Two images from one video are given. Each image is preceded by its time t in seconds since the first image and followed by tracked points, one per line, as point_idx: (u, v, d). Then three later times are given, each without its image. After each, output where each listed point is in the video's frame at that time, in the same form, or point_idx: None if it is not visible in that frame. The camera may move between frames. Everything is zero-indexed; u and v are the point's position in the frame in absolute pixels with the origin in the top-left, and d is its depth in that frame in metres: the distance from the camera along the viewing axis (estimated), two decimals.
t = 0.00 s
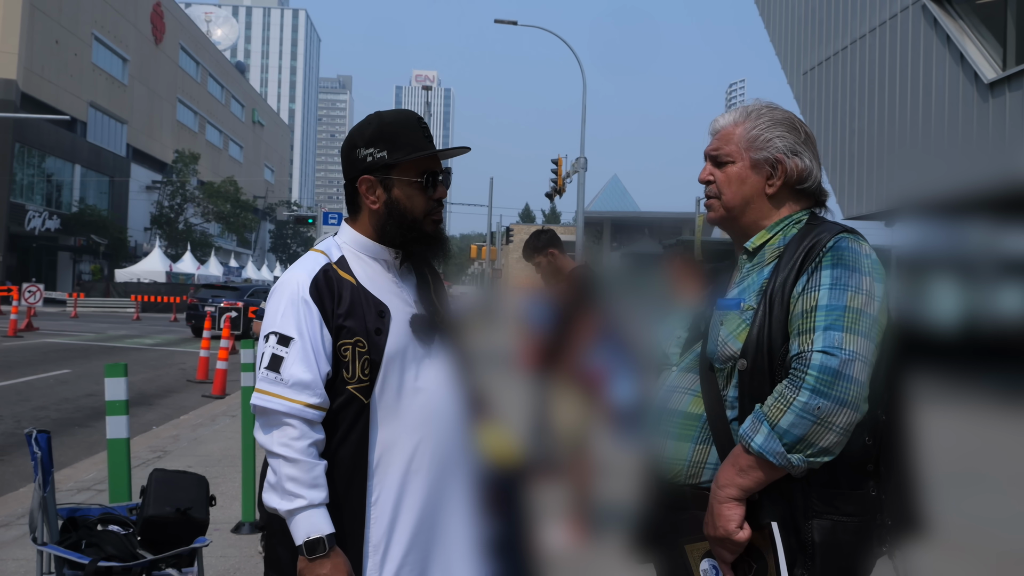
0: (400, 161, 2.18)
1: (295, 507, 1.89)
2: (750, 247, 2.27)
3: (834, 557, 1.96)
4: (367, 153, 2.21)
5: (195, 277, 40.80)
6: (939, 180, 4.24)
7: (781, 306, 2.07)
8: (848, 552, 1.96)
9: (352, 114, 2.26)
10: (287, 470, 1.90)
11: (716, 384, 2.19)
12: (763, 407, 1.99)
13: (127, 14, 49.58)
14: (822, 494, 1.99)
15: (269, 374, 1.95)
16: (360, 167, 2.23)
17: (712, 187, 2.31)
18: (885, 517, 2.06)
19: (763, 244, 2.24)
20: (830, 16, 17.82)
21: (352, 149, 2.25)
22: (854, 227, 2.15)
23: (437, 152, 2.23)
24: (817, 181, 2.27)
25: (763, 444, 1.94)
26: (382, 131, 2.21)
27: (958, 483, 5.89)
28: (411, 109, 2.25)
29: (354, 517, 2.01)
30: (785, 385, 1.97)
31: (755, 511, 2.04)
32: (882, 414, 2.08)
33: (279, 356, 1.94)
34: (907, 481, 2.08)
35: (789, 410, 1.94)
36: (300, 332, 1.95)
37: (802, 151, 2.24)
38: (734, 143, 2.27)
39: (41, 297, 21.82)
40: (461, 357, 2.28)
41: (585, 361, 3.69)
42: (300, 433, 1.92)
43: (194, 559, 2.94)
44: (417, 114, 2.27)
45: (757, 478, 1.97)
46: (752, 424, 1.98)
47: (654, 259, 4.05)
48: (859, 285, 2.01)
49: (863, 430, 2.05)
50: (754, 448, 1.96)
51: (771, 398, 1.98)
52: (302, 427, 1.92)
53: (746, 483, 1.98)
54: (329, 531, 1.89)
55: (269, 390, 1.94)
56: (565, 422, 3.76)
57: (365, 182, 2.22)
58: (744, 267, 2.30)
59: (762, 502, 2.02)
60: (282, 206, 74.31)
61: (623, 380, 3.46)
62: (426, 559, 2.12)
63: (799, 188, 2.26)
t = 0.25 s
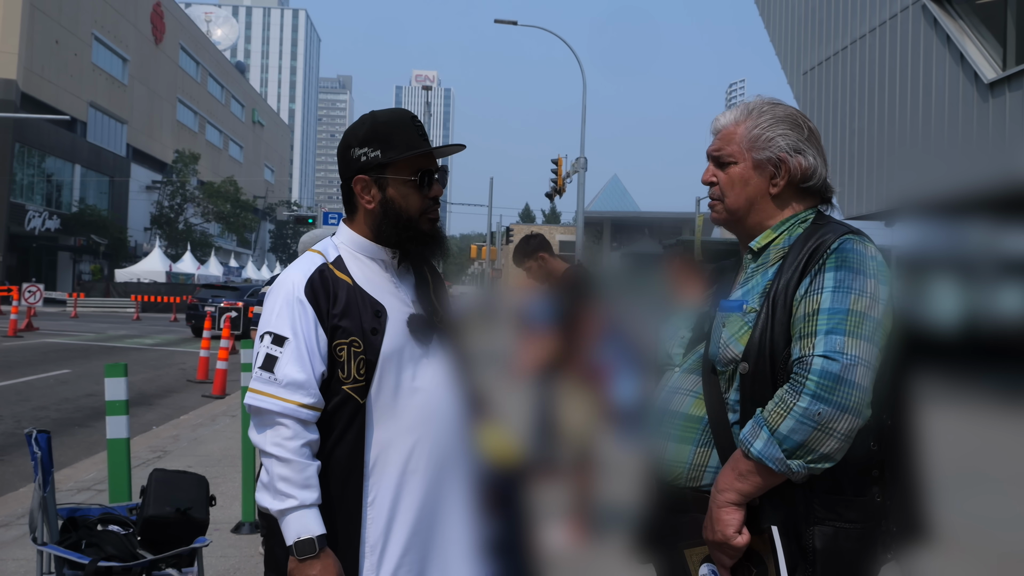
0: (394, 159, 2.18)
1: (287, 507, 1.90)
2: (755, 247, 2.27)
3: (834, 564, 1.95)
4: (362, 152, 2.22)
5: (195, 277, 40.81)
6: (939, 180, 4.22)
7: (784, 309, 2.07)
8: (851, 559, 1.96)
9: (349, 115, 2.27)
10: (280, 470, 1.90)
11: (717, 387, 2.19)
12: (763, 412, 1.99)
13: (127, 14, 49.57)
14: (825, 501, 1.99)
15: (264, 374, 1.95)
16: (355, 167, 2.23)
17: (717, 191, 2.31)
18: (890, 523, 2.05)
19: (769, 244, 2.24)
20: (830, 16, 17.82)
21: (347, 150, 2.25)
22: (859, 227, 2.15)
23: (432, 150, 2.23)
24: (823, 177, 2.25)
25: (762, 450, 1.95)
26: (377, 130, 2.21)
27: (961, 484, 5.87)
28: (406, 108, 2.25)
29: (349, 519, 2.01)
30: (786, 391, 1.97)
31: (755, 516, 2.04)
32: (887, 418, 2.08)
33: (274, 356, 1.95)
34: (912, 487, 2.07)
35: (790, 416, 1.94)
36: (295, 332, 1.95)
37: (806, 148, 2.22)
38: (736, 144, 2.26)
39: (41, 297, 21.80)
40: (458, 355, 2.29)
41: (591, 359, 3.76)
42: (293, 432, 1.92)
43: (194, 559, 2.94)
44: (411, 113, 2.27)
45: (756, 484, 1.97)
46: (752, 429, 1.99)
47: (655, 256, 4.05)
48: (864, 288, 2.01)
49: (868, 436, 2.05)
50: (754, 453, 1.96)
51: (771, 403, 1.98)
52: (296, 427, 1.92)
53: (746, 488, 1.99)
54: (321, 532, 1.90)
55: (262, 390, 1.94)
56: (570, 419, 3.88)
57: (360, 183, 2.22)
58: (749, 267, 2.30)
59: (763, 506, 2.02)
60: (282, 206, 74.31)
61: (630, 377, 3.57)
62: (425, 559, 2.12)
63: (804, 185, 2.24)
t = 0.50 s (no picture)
0: (390, 159, 2.18)
1: (284, 507, 1.90)
2: (758, 249, 2.27)
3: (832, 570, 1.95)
4: (358, 153, 2.22)
5: (195, 277, 40.82)
6: (938, 180, 4.22)
7: (785, 311, 2.07)
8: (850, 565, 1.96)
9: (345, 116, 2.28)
10: (277, 470, 1.90)
11: (718, 388, 2.19)
12: (764, 416, 1.99)
13: (127, 14, 49.54)
14: (825, 506, 1.99)
15: (260, 374, 1.95)
16: (351, 167, 2.23)
17: (718, 199, 2.32)
18: (892, 529, 2.05)
19: (772, 245, 2.24)
20: (830, 16, 17.82)
21: (344, 150, 2.26)
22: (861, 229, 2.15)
23: (428, 149, 2.22)
24: (823, 175, 2.25)
25: (763, 455, 1.95)
26: (372, 130, 2.22)
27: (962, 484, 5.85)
28: (402, 109, 2.26)
29: (346, 518, 2.02)
30: (786, 395, 1.97)
31: (753, 520, 2.04)
32: (889, 423, 2.08)
33: (270, 356, 1.95)
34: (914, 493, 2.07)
35: (790, 421, 1.94)
36: (292, 332, 1.95)
37: (803, 148, 2.22)
38: (734, 150, 2.26)
39: (41, 297, 21.79)
40: (455, 356, 2.29)
41: (595, 357, 3.75)
42: (290, 433, 1.92)
43: (195, 559, 2.94)
44: (406, 111, 2.27)
45: (756, 488, 1.97)
46: (752, 433, 1.98)
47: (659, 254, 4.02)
48: (866, 292, 2.01)
49: (870, 442, 2.06)
50: (753, 458, 1.96)
51: (771, 407, 1.98)
52: (293, 428, 1.93)
53: (745, 492, 1.99)
54: (317, 533, 1.89)
55: (260, 390, 1.94)
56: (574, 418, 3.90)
57: (356, 183, 2.23)
58: (752, 269, 2.30)
59: (761, 511, 2.03)
60: (282, 206, 74.32)
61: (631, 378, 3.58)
62: (422, 560, 2.12)
63: (805, 185, 2.24)
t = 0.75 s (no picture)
0: (385, 158, 2.18)
1: (281, 507, 1.90)
2: (758, 248, 2.26)
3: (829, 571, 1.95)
4: (353, 152, 2.22)
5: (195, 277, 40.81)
6: (938, 180, 4.23)
7: (783, 310, 2.06)
8: (847, 567, 1.96)
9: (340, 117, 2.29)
10: (274, 470, 1.90)
11: (716, 388, 2.19)
12: (760, 414, 1.99)
13: (127, 14, 49.55)
14: (823, 508, 1.98)
15: (257, 374, 1.96)
16: (347, 167, 2.24)
17: (717, 201, 2.32)
18: (892, 531, 2.04)
19: (772, 245, 2.23)
20: (830, 16, 17.82)
21: (339, 150, 2.26)
22: (860, 229, 2.14)
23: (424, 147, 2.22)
24: (820, 175, 2.23)
25: (758, 452, 1.95)
26: (367, 130, 2.22)
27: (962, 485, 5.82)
28: (398, 108, 2.26)
29: (343, 519, 2.02)
30: (781, 393, 1.97)
31: (750, 521, 2.05)
32: (890, 423, 2.06)
33: (267, 356, 1.95)
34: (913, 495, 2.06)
35: (785, 418, 1.94)
36: (288, 332, 1.95)
37: (799, 147, 2.21)
38: (729, 150, 2.27)
39: (41, 297, 21.78)
40: (453, 355, 2.29)
41: (596, 356, 3.79)
42: (287, 432, 1.92)
43: (195, 559, 2.94)
44: (402, 112, 2.28)
45: (752, 486, 1.98)
46: (748, 431, 1.99)
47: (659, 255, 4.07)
48: (864, 290, 2.00)
49: (870, 443, 2.04)
50: (749, 455, 1.96)
51: (767, 406, 1.98)
52: (289, 427, 1.93)
53: (741, 490, 1.99)
54: (315, 532, 1.89)
55: (256, 389, 1.94)
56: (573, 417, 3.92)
57: (352, 182, 2.23)
58: (752, 269, 2.30)
59: (757, 511, 2.03)
60: (282, 206, 74.29)
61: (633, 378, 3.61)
62: (420, 560, 2.12)
63: (801, 185, 2.23)
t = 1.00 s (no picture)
0: (374, 154, 2.18)
1: (278, 506, 1.90)
2: (754, 247, 2.26)
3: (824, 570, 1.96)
4: (344, 151, 2.23)
5: (194, 277, 40.80)
6: (938, 180, 4.24)
7: (777, 308, 2.07)
8: (843, 565, 1.96)
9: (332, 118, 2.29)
10: (271, 469, 1.90)
11: (712, 388, 2.20)
12: (753, 413, 2.00)
13: (127, 14, 49.57)
14: (819, 508, 1.99)
15: (255, 373, 1.96)
16: (339, 166, 2.24)
17: (712, 200, 2.33)
18: (890, 530, 2.03)
19: (768, 244, 2.23)
20: (830, 16, 17.82)
21: (332, 150, 2.27)
22: (857, 226, 2.13)
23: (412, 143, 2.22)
24: (812, 173, 2.21)
25: (750, 452, 1.95)
26: (357, 128, 2.22)
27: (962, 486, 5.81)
28: (387, 106, 2.25)
29: (340, 519, 2.01)
30: (774, 392, 1.98)
31: (745, 521, 2.05)
32: (887, 422, 2.05)
33: (264, 355, 1.95)
34: (910, 493, 2.06)
35: (777, 417, 1.94)
36: (286, 332, 1.95)
37: (788, 146, 2.18)
38: (722, 150, 2.28)
39: (41, 297, 21.78)
40: (452, 355, 2.30)
41: (595, 357, 3.80)
42: (284, 431, 1.92)
43: (195, 559, 2.95)
44: (392, 109, 2.27)
45: (745, 485, 1.98)
46: (741, 430, 1.99)
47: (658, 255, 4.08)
48: (857, 287, 2.00)
49: (868, 441, 2.03)
50: (741, 454, 1.97)
51: (760, 404, 1.99)
52: (287, 426, 1.93)
53: (735, 489, 1.99)
54: (312, 531, 1.89)
55: (253, 389, 1.94)
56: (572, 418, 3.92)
57: (344, 181, 2.23)
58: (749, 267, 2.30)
59: (753, 511, 2.03)
60: (282, 206, 74.28)
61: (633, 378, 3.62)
62: (418, 560, 2.12)
63: (792, 184, 2.21)
